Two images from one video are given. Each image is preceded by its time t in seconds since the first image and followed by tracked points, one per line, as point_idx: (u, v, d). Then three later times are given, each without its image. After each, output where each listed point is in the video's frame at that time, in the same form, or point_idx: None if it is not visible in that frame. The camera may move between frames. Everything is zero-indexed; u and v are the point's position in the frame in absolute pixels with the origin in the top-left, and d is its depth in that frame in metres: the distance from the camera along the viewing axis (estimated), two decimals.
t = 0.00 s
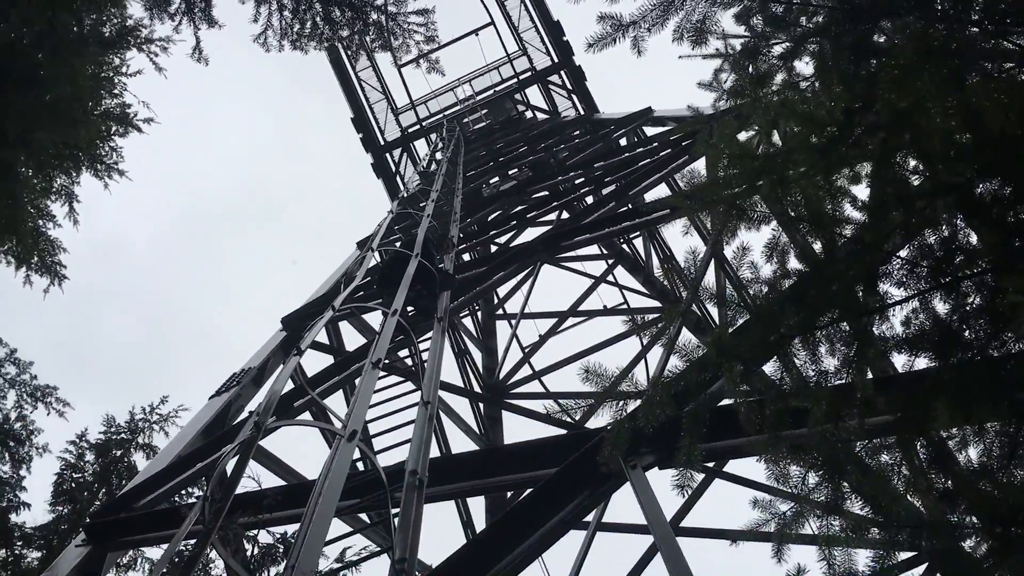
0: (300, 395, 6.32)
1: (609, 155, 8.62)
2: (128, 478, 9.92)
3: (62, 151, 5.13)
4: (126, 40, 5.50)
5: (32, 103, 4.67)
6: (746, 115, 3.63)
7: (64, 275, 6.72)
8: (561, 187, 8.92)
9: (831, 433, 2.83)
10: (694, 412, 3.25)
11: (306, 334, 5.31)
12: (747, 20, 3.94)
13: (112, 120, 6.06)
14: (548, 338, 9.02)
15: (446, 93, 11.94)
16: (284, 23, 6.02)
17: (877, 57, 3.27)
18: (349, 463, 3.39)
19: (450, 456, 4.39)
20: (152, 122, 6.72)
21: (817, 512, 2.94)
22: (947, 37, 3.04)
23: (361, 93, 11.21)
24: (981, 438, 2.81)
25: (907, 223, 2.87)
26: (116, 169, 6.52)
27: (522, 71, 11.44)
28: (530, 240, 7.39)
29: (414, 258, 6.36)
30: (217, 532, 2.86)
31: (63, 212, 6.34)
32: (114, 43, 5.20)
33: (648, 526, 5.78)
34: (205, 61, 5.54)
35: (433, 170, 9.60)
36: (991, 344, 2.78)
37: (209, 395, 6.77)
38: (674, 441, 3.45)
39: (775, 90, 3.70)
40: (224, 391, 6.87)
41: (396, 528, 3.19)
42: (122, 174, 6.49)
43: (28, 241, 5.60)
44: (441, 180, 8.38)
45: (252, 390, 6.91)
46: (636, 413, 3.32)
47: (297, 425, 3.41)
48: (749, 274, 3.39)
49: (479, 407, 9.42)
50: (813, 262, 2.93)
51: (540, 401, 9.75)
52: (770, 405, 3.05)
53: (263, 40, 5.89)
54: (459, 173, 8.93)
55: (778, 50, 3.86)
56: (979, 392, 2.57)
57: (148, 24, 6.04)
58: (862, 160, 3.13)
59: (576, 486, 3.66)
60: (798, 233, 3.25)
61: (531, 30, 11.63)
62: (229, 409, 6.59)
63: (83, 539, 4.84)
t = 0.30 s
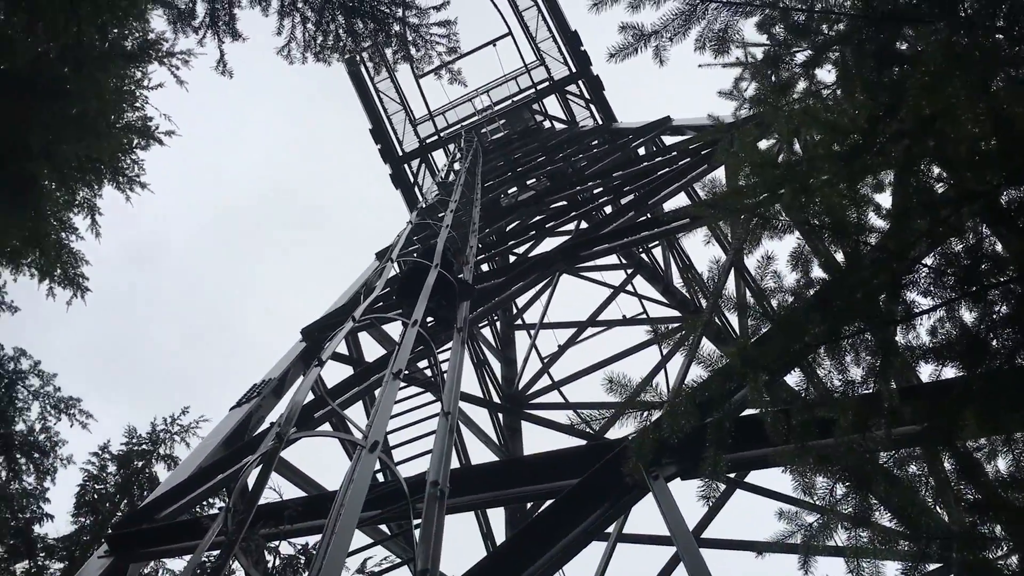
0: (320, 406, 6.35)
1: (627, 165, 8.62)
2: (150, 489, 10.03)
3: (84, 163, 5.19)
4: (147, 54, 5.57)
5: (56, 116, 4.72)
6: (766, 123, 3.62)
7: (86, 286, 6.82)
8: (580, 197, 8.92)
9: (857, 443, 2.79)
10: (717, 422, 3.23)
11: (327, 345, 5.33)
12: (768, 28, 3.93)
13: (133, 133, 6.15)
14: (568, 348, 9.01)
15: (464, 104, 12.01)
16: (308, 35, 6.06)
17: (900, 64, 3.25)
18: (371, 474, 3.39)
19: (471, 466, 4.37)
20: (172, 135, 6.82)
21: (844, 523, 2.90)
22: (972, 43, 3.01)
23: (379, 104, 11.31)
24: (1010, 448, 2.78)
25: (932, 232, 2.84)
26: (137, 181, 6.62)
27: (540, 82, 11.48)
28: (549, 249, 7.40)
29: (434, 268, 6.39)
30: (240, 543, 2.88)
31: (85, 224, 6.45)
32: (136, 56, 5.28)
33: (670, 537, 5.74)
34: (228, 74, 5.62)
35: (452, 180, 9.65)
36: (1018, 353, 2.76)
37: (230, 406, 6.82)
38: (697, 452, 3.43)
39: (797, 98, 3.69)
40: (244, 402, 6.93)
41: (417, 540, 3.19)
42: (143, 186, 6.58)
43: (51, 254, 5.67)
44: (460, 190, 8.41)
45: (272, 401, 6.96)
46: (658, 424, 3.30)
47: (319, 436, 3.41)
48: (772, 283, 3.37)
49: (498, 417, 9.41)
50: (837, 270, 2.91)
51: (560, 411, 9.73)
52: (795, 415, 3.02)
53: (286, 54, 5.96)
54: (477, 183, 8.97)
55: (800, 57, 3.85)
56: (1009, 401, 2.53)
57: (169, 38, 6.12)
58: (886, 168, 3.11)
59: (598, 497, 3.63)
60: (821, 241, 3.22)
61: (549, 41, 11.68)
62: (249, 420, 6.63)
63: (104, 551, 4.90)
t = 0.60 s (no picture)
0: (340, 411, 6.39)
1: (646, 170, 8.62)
2: (170, 492, 10.15)
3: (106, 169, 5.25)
4: (170, 60, 5.61)
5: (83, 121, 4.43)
6: (788, 129, 3.61)
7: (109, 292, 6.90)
8: (598, 202, 8.93)
9: (884, 452, 2.76)
10: (740, 429, 3.22)
11: (347, 351, 5.35)
12: (792, 34, 3.91)
13: (155, 139, 6.22)
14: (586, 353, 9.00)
15: (482, 109, 12.05)
16: (335, 44, 6.15)
17: (924, 70, 3.21)
18: (393, 480, 3.40)
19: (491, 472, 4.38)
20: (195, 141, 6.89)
21: (871, 532, 2.87)
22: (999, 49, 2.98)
23: (398, 110, 11.38)
24: None
25: (959, 239, 2.81)
26: (160, 187, 6.69)
27: (558, 87, 11.50)
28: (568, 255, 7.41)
29: (453, 274, 6.41)
30: (263, 550, 2.90)
31: (108, 230, 6.52)
32: (160, 64, 5.32)
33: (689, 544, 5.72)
34: (257, 83, 5.70)
35: (470, 186, 9.68)
36: None
37: (251, 411, 6.88)
38: (721, 459, 3.42)
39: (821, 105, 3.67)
40: (265, 407, 6.98)
41: (439, 545, 3.19)
42: (166, 192, 6.64)
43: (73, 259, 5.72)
44: (479, 196, 8.43)
45: (292, 406, 7.01)
46: (680, 431, 3.29)
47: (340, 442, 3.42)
48: (795, 289, 3.35)
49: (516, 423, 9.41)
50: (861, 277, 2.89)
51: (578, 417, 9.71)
52: (820, 423, 3.00)
53: (313, 62, 6.02)
54: (495, 189, 8.99)
55: (824, 63, 3.84)
56: None
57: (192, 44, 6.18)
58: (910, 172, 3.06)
59: (619, 504, 3.63)
60: (846, 249, 3.19)
61: (567, 46, 11.69)
62: (269, 425, 6.68)
63: (126, 555, 4.95)
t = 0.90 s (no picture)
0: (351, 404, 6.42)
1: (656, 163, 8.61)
2: (180, 483, 10.24)
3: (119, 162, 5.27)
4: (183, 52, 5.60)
5: (109, 111, 4.08)
6: (801, 123, 3.61)
7: (121, 284, 6.92)
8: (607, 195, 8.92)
9: (899, 446, 2.77)
10: (754, 423, 3.23)
11: (358, 345, 5.36)
12: (806, 27, 3.90)
13: (166, 131, 6.23)
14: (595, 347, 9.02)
15: (491, 101, 12.03)
16: (353, 38, 6.19)
17: (940, 64, 3.19)
18: (406, 472, 3.41)
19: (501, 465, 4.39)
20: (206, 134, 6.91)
21: (886, 526, 2.88)
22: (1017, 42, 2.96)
23: (407, 102, 11.38)
24: None
25: (975, 234, 2.81)
26: (171, 179, 6.72)
27: (567, 79, 11.47)
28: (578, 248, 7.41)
29: (464, 267, 6.41)
30: (278, 542, 2.92)
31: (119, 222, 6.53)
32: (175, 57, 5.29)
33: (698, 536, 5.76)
34: (276, 77, 5.71)
35: (479, 178, 9.69)
36: None
37: (261, 403, 6.92)
38: (734, 453, 3.43)
39: (835, 98, 3.66)
40: (275, 399, 7.02)
41: (451, 538, 3.21)
42: (177, 184, 6.66)
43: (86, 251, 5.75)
44: (488, 189, 8.43)
45: (302, 398, 7.05)
46: (693, 425, 3.30)
47: (354, 434, 3.42)
48: (809, 284, 3.35)
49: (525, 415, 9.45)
50: (876, 272, 2.88)
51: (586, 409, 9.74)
52: (834, 418, 3.01)
53: (331, 56, 6.01)
54: (505, 181, 8.99)
55: (839, 56, 3.83)
56: None
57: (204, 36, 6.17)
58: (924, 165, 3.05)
59: (631, 499, 3.65)
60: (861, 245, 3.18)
61: (576, 38, 11.66)
62: (280, 417, 6.73)
63: (138, 546, 5.00)
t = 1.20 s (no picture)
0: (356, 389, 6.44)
1: (660, 147, 8.60)
2: (185, 467, 10.31)
3: (125, 147, 5.26)
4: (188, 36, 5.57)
5: (112, 97, 4.04)
6: (808, 107, 3.59)
7: (126, 269, 6.93)
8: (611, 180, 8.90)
9: (906, 432, 2.78)
10: (759, 407, 3.26)
11: (362, 331, 5.36)
12: (814, 12, 3.88)
13: (170, 117, 6.21)
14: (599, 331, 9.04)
15: (495, 84, 11.95)
16: (359, 23, 6.18)
17: (949, 47, 3.15)
18: (412, 457, 3.39)
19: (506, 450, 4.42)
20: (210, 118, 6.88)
21: (895, 511, 2.89)
22: None
23: (411, 86, 11.32)
24: None
25: (982, 219, 2.80)
26: (176, 164, 6.70)
27: (571, 63, 11.40)
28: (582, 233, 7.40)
29: (468, 252, 6.40)
30: (284, 528, 2.90)
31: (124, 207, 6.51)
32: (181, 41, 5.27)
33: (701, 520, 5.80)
34: (283, 63, 5.68)
35: (483, 163, 9.66)
36: None
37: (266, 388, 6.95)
38: (739, 438, 3.45)
39: (842, 83, 3.64)
40: (280, 384, 7.05)
41: (456, 524, 3.20)
42: (182, 170, 6.65)
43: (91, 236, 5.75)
44: (492, 173, 8.40)
45: (306, 382, 7.08)
46: (699, 410, 3.32)
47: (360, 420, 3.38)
48: (817, 270, 3.35)
49: (529, 400, 9.49)
50: (881, 257, 2.87)
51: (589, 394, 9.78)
52: (842, 404, 3.01)
53: (338, 42, 5.98)
54: (508, 165, 8.96)
55: (846, 39, 3.80)
56: None
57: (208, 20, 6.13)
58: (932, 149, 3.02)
59: (635, 483, 3.67)
60: (867, 232, 3.18)
61: (580, 21, 11.58)
62: (285, 402, 6.76)
63: (144, 531, 5.02)
